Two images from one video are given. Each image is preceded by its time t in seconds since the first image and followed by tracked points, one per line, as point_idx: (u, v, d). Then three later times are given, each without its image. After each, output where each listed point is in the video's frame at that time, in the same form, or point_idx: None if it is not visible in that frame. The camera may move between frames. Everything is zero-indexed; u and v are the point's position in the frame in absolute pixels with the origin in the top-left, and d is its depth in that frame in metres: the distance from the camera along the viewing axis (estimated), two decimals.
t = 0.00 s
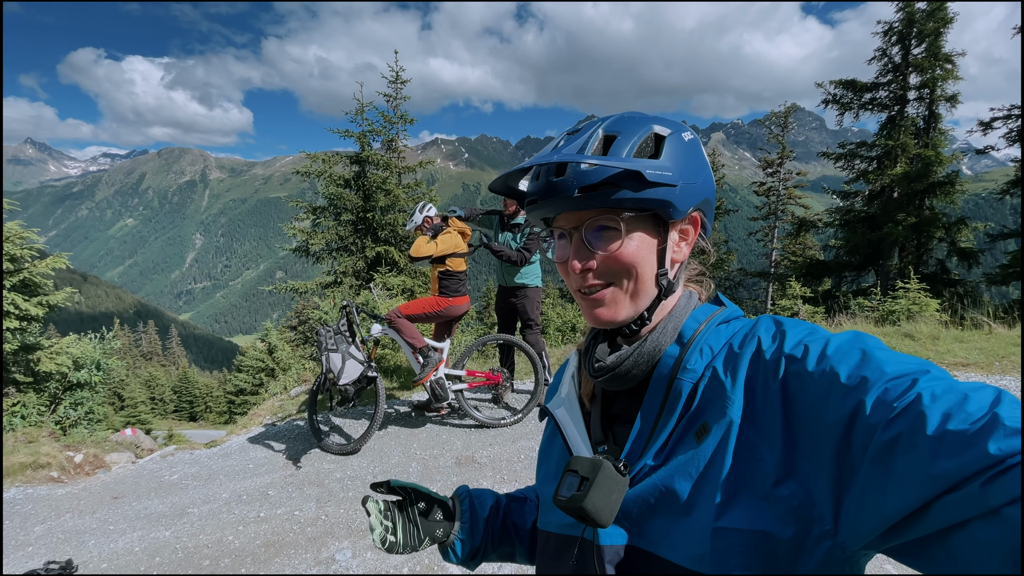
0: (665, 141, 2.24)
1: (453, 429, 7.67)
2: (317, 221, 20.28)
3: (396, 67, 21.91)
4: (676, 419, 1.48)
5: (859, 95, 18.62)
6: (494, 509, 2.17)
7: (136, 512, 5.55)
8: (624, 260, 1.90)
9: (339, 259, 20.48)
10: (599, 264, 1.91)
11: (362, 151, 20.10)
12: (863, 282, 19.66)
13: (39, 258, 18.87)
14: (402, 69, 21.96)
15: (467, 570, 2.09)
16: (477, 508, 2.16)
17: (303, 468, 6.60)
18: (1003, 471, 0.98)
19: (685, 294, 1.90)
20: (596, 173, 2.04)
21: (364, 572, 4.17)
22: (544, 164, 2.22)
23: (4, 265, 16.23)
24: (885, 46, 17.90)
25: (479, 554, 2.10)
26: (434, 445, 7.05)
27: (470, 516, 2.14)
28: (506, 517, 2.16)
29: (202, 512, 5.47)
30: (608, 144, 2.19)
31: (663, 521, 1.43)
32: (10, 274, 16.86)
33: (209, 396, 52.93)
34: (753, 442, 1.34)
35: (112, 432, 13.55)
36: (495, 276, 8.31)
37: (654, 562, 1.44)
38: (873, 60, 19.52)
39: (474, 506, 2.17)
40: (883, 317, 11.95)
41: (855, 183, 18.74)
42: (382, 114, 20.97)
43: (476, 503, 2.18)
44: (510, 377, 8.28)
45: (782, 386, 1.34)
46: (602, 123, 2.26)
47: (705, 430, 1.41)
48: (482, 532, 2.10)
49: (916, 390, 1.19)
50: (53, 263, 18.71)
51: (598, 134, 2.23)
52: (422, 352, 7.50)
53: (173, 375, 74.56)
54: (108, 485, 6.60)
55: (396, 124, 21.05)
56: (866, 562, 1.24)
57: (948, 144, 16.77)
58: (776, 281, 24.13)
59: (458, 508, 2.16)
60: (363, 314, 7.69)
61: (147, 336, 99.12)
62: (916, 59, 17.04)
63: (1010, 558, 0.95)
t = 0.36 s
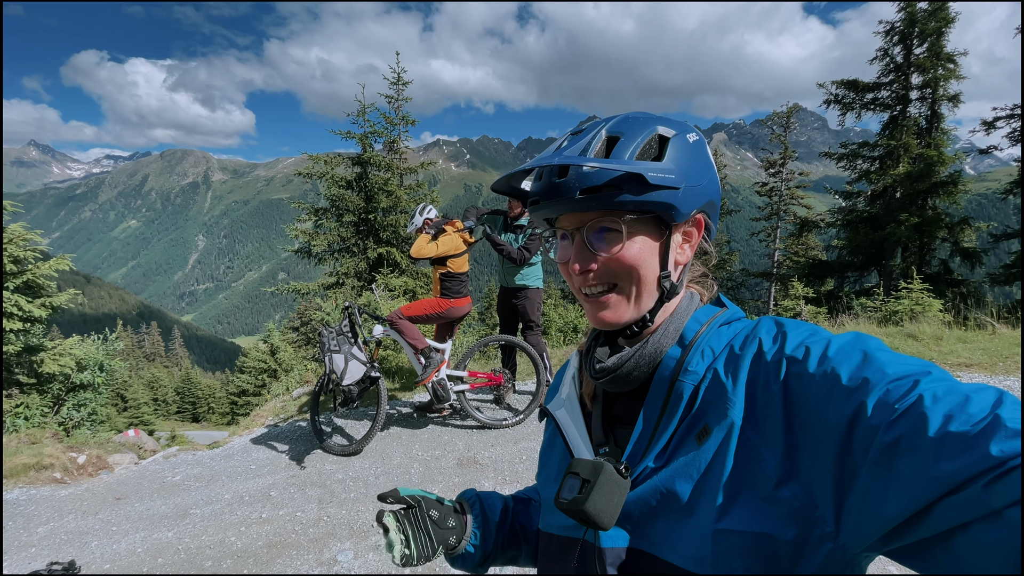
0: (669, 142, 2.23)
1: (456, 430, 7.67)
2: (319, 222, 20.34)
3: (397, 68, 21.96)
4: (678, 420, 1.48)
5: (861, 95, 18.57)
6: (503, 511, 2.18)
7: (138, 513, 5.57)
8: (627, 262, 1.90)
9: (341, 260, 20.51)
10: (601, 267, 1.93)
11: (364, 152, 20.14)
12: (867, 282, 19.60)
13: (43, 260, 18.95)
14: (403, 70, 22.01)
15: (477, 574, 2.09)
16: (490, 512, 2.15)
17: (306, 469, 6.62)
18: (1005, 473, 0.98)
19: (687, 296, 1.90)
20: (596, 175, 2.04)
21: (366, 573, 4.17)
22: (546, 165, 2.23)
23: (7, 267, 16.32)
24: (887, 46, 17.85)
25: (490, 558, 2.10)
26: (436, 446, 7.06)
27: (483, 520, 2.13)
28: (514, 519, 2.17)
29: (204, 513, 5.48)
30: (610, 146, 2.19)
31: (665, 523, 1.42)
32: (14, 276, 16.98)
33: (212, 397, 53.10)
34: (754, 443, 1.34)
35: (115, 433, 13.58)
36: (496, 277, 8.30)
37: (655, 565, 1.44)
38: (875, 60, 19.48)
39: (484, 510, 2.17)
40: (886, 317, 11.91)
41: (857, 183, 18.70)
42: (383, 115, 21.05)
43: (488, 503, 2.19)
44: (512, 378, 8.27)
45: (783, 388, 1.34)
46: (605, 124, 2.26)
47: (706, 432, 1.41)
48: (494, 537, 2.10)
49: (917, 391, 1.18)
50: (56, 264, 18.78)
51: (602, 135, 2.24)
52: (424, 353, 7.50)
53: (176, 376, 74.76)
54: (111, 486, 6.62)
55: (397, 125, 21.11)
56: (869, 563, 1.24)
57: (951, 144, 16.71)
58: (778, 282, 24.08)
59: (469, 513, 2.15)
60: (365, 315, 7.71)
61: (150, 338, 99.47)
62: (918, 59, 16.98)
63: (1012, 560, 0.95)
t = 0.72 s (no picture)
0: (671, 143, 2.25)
1: (457, 431, 7.68)
2: (322, 224, 20.43)
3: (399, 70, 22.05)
4: (672, 420, 1.48)
5: (863, 96, 18.51)
6: (492, 526, 2.18)
7: (139, 514, 5.59)
8: (636, 258, 1.91)
9: (342, 262, 20.56)
10: (611, 263, 1.92)
11: (366, 154, 20.18)
12: (869, 283, 19.53)
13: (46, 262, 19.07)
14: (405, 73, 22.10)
15: None
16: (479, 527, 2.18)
17: (307, 470, 6.64)
18: (989, 471, 1.00)
19: (681, 299, 1.92)
20: (609, 169, 2.04)
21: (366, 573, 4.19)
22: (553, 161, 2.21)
23: (10, 268, 16.43)
24: (888, 46, 17.79)
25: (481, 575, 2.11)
26: (437, 447, 7.06)
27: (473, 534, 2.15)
28: (503, 533, 2.17)
29: (206, 514, 5.50)
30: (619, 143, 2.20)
31: (659, 523, 1.43)
32: (16, 278, 17.09)
33: (215, 398, 53.27)
34: (746, 443, 1.35)
35: (117, 434, 13.62)
36: (497, 277, 8.32)
37: (650, 564, 1.45)
38: (877, 61, 19.43)
39: (470, 528, 2.17)
40: (889, 318, 11.87)
41: (859, 183, 18.64)
42: (385, 117, 21.14)
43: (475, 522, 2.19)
44: (512, 379, 8.28)
45: (775, 389, 1.35)
46: (612, 122, 2.27)
47: (700, 432, 1.41)
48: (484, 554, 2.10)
49: (906, 391, 1.19)
50: (59, 266, 18.88)
51: (609, 133, 2.24)
52: (425, 354, 7.51)
53: (179, 378, 75.00)
54: (113, 487, 6.65)
55: (399, 127, 21.18)
56: (858, 560, 1.25)
57: (953, 144, 16.68)
58: (781, 283, 24.02)
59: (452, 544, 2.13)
60: (366, 316, 7.73)
61: (154, 339, 99.93)
62: (920, 59, 16.93)
63: (997, 557, 0.96)
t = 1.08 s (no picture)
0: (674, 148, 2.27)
1: (458, 433, 7.67)
2: (324, 226, 20.50)
3: (401, 73, 22.12)
4: (662, 417, 1.49)
5: (864, 97, 18.49)
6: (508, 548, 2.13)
7: (141, 515, 5.60)
8: (633, 257, 1.91)
9: (344, 263, 20.62)
10: (607, 260, 1.92)
11: (368, 156, 20.21)
12: (872, 284, 19.48)
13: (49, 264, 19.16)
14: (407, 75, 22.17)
15: None
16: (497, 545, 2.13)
17: (308, 471, 6.65)
18: (967, 464, 0.99)
19: (670, 296, 1.91)
20: (616, 166, 2.05)
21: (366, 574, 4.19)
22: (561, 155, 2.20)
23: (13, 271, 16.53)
24: (890, 47, 17.72)
25: None
26: (438, 448, 7.07)
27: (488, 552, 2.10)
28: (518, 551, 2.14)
29: (207, 515, 5.51)
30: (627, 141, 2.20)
31: (652, 520, 1.43)
32: (19, 280, 17.19)
33: (218, 399, 53.45)
34: (735, 438, 1.35)
35: (119, 435, 13.67)
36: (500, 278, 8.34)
37: (643, 561, 1.45)
38: (878, 62, 19.42)
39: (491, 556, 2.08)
40: (890, 319, 11.84)
41: (861, 184, 18.60)
42: (387, 120, 21.21)
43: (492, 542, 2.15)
44: (513, 381, 8.28)
45: (762, 385, 1.35)
46: (621, 121, 2.26)
47: (690, 429, 1.41)
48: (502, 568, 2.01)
49: (888, 386, 1.19)
50: (62, 269, 18.97)
51: (617, 132, 2.23)
52: (425, 355, 7.52)
53: (182, 379, 75.16)
54: (114, 488, 6.66)
55: (400, 129, 21.25)
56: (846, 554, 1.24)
57: (954, 145, 16.68)
58: (783, 284, 23.98)
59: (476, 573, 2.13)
60: (367, 318, 7.74)
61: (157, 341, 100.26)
62: (921, 60, 16.90)
63: (975, 547, 0.96)
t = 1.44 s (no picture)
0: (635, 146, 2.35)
1: (458, 434, 7.67)
2: (325, 227, 20.51)
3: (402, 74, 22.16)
4: (675, 415, 1.47)
5: (866, 98, 18.49)
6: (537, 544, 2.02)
7: (142, 517, 5.60)
8: (623, 248, 1.91)
9: (345, 265, 20.66)
10: (602, 253, 1.92)
11: (369, 158, 20.23)
12: (873, 285, 19.44)
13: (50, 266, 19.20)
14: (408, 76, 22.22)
15: None
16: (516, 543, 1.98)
17: (308, 473, 6.64)
18: (981, 462, 0.98)
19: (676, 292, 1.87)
20: (585, 166, 2.12)
21: None
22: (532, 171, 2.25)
23: (15, 272, 16.61)
24: (891, 49, 17.69)
25: None
26: (438, 450, 7.06)
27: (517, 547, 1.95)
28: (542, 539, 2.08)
29: (207, 517, 5.50)
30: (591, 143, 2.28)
31: (666, 519, 1.43)
32: (21, 281, 17.27)
33: (219, 401, 53.50)
34: (748, 436, 1.35)
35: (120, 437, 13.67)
36: (506, 277, 8.35)
37: (655, 560, 1.45)
38: (879, 63, 19.41)
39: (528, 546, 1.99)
40: (892, 320, 11.84)
41: (862, 185, 18.59)
42: (388, 121, 21.26)
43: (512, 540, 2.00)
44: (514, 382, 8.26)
45: (773, 382, 1.35)
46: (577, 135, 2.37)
47: (704, 426, 1.40)
48: (544, 560, 1.93)
49: (902, 384, 1.18)
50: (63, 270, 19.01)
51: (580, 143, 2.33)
52: (426, 356, 7.53)
53: (183, 380, 75.22)
54: (115, 489, 6.67)
55: (401, 131, 21.30)
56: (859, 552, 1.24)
57: (956, 146, 16.66)
58: (784, 285, 23.97)
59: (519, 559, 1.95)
60: (367, 319, 7.74)
61: (158, 342, 100.37)
62: (922, 61, 16.88)
63: (988, 546, 0.96)
